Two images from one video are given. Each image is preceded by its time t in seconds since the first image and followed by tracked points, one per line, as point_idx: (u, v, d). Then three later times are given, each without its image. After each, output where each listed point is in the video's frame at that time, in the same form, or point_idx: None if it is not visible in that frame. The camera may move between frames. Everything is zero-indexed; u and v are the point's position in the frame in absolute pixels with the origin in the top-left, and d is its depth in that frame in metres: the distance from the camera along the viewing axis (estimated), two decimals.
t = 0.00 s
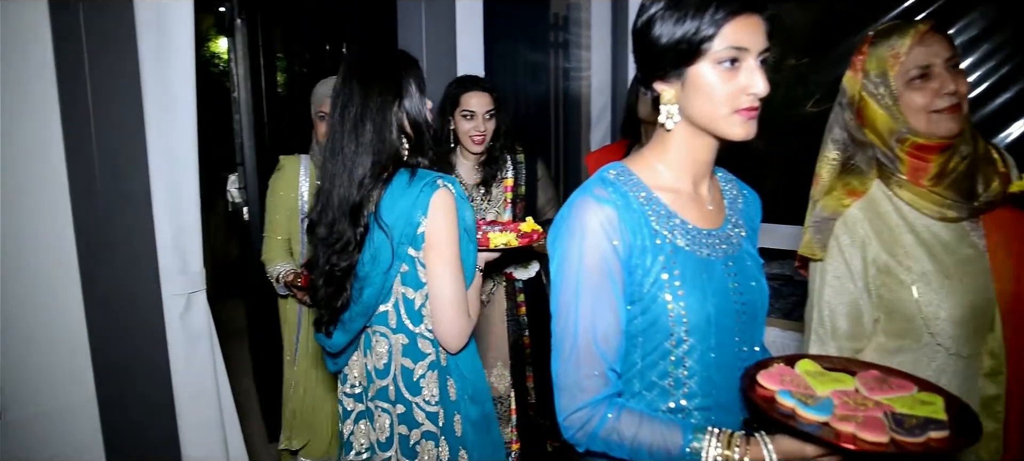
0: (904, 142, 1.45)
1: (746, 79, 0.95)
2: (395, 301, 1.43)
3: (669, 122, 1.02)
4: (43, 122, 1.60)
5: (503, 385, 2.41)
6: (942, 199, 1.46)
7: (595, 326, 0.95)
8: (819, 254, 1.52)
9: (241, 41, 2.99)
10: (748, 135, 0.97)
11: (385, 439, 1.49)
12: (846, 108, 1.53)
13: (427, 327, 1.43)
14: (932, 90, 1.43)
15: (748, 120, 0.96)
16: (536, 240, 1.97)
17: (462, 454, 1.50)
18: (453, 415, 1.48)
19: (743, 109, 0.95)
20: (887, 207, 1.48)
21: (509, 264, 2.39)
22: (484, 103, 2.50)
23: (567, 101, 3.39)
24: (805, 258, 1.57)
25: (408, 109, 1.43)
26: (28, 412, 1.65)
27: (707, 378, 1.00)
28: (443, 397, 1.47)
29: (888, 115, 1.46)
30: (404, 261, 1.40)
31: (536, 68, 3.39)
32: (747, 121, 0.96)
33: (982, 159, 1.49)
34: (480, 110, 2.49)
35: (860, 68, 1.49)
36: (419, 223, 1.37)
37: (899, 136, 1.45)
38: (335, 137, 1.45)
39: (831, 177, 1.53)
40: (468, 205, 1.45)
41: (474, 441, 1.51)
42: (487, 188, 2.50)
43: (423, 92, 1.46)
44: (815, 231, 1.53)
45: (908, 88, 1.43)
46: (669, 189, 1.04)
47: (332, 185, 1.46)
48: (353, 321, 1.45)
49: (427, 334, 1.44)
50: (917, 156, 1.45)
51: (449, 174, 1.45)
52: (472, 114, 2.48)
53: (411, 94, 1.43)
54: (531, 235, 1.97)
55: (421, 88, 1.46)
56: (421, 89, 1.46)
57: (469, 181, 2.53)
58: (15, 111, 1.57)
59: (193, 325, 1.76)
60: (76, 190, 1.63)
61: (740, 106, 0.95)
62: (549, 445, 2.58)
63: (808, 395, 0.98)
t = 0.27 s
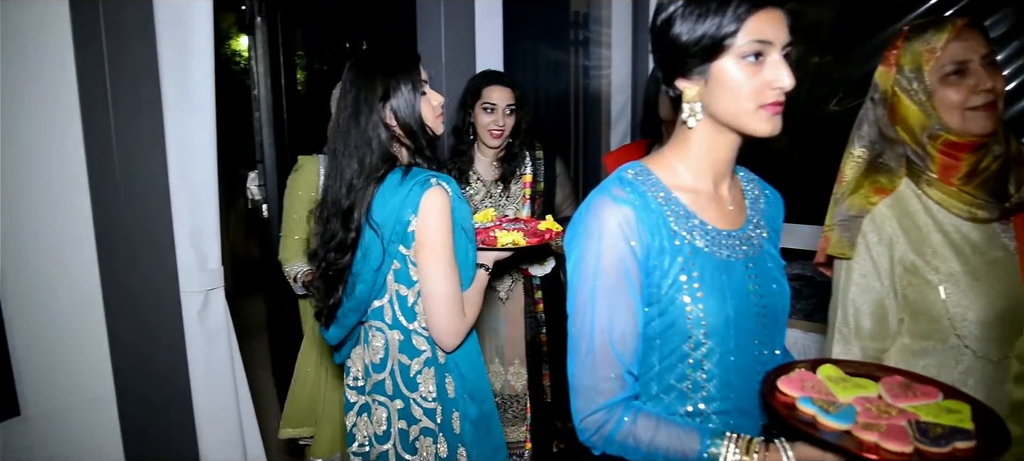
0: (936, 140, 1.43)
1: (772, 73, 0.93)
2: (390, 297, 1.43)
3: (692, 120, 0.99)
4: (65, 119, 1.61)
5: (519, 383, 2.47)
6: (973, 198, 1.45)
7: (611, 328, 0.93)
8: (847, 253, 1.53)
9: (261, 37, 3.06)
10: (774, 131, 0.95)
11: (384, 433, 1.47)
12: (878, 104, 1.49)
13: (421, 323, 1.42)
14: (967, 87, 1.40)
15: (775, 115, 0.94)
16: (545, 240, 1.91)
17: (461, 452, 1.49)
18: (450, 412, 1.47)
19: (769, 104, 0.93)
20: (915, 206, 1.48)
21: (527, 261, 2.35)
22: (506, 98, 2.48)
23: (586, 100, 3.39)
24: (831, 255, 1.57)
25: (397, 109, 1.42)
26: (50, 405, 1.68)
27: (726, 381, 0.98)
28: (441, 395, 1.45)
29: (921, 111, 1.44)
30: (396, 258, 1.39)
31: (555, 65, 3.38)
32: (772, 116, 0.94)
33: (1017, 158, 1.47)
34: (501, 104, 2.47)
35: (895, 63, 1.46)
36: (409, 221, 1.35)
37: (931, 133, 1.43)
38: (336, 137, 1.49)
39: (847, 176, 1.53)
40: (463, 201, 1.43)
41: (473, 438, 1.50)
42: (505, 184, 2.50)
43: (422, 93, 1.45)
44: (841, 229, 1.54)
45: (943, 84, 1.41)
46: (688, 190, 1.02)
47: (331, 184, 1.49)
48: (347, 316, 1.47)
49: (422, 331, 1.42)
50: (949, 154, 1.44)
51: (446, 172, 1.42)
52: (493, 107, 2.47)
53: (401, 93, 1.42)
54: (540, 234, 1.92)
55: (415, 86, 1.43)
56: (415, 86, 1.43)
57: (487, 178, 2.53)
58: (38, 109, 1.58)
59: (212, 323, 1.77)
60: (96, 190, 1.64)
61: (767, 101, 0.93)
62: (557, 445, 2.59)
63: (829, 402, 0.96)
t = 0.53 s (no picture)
0: (960, 134, 1.55)
1: (789, 71, 0.92)
2: (375, 293, 1.45)
3: (707, 119, 0.98)
4: (79, 118, 1.59)
5: (536, 381, 2.45)
6: (998, 196, 1.54)
7: (626, 328, 0.92)
8: (871, 247, 1.66)
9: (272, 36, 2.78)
10: (791, 130, 0.94)
11: (372, 424, 1.50)
12: (909, 97, 1.61)
13: (404, 320, 1.42)
14: (995, 82, 1.49)
15: (791, 113, 0.93)
16: (547, 243, 1.89)
17: (443, 451, 1.48)
18: (433, 411, 1.46)
19: (785, 103, 0.92)
20: (939, 203, 1.60)
21: (545, 260, 2.38)
22: (516, 98, 2.47)
23: (602, 99, 3.42)
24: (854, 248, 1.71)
25: (378, 109, 1.47)
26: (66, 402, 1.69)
27: (741, 383, 0.97)
28: (424, 392, 1.45)
29: (950, 106, 1.55)
30: (379, 255, 1.41)
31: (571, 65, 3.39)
32: (789, 115, 0.93)
33: None
34: (512, 105, 2.46)
35: (929, 58, 1.56)
36: (392, 219, 1.36)
37: (958, 128, 1.55)
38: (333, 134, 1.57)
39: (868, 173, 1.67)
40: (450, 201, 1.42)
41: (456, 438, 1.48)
42: (518, 183, 2.51)
43: (405, 94, 1.49)
44: (863, 222, 1.67)
45: (972, 79, 1.51)
46: (704, 190, 1.01)
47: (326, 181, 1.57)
48: (334, 306, 1.52)
49: (405, 328, 1.43)
50: (974, 150, 1.54)
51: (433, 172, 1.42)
52: (504, 108, 2.46)
53: (383, 93, 1.46)
54: (542, 238, 1.88)
55: (397, 86, 1.47)
56: (397, 86, 1.47)
57: (499, 176, 2.54)
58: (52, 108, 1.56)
59: (226, 320, 1.78)
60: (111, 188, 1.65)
61: (783, 100, 0.92)
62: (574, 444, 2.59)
63: (846, 405, 0.95)
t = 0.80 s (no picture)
0: (983, 124, 1.55)
1: (803, 70, 0.91)
2: (367, 287, 1.47)
3: (719, 117, 0.98)
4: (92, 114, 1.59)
5: (546, 381, 2.45)
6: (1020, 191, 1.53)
7: (638, 326, 0.92)
8: (889, 229, 1.68)
9: (289, 35, 2.76)
10: (804, 129, 0.93)
11: (362, 416, 1.53)
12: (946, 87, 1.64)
13: (394, 316, 1.44)
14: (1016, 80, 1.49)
15: (804, 112, 0.93)
16: (552, 243, 1.85)
17: (427, 449, 1.47)
18: (420, 408, 1.46)
19: (799, 102, 0.92)
20: (962, 194, 1.60)
21: (553, 261, 2.40)
22: (520, 96, 2.48)
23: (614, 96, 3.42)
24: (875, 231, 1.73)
25: (373, 109, 1.48)
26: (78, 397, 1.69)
27: (754, 382, 0.97)
28: (412, 388, 1.46)
29: (975, 97, 1.56)
30: (369, 250, 1.44)
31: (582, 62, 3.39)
32: (802, 115, 0.93)
33: None
34: (516, 103, 2.47)
35: (963, 50, 1.58)
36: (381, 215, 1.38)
37: (980, 119, 1.56)
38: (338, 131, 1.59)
39: (902, 158, 1.71)
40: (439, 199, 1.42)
41: (442, 436, 1.47)
42: (526, 181, 2.49)
43: (400, 93, 1.49)
44: (885, 206, 1.69)
45: (997, 74, 1.52)
46: (716, 188, 1.00)
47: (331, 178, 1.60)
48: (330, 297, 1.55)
49: (395, 324, 1.44)
50: (996, 143, 1.54)
51: (423, 171, 1.42)
52: (507, 105, 2.47)
53: (379, 93, 1.47)
54: (543, 240, 1.82)
55: (392, 84, 1.47)
56: (393, 85, 1.47)
57: (508, 174, 2.54)
58: (67, 111, 1.56)
59: (238, 317, 1.79)
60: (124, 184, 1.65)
61: (796, 99, 0.91)
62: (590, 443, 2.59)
63: (859, 404, 0.94)
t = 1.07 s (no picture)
0: (1008, 118, 1.59)
1: (812, 68, 0.91)
2: (364, 286, 1.48)
3: (728, 116, 0.98)
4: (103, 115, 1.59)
5: (540, 381, 2.43)
6: None
7: (645, 324, 0.93)
8: (901, 214, 1.66)
9: (297, 33, 2.79)
10: (813, 127, 0.93)
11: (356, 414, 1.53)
12: (982, 79, 1.68)
13: (392, 314, 1.44)
14: None
15: (814, 111, 0.93)
16: (556, 235, 1.82)
17: (420, 446, 1.48)
18: (414, 404, 1.46)
19: (809, 101, 0.92)
20: (981, 186, 1.62)
21: (554, 257, 2.37)
22: (526, 90, 2.49)
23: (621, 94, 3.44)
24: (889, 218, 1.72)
25: (372, 107, 1.48)
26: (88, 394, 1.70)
27: (761, 380, 0.97)
28: (407, 385, 1.46)
29: (1005, 91, 1.60)
30: (365, 249, 1.45)
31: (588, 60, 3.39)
32: (811, 113, 0.93)
33: None
34: (522, 97, 2.48)
35: (1001, 43, 1.60)
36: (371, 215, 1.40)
37: (1005, 113, 1.60)
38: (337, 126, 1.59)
39: (924, 151, 1.74)
40: (434, 201, 1.43)
41: (435, 433, 1.48)
42: (529, 177, 2.49)
43: (399, 90, 1.49)
44: (900, 193, 1.69)
45: None
46: (724, 186, 1.01)
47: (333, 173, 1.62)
48: (332, 294, 1.57)
49: (393, 322, 1.45)
50: (1018, 137, 1.58)
51: (414, 168, 1.43)
52: (513, 99, 2.48)
53: (378, 91, 1.47)
54: (543, 233, 1.81)
55: (392, 82, 1.47)
56: (392, 83, 1.48)
57: (512, 170, 2.55)
58: (78, 112, 1.56)
59: (245, 314, 1.80)
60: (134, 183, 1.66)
61: (806, 97, 0.91)
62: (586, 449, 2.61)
63: (865, 402, 0.94)
